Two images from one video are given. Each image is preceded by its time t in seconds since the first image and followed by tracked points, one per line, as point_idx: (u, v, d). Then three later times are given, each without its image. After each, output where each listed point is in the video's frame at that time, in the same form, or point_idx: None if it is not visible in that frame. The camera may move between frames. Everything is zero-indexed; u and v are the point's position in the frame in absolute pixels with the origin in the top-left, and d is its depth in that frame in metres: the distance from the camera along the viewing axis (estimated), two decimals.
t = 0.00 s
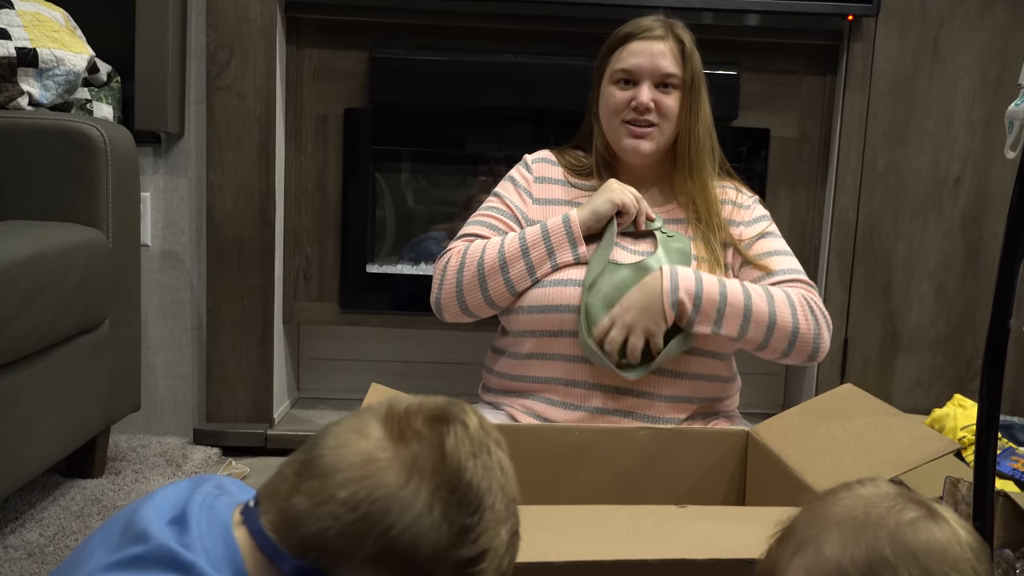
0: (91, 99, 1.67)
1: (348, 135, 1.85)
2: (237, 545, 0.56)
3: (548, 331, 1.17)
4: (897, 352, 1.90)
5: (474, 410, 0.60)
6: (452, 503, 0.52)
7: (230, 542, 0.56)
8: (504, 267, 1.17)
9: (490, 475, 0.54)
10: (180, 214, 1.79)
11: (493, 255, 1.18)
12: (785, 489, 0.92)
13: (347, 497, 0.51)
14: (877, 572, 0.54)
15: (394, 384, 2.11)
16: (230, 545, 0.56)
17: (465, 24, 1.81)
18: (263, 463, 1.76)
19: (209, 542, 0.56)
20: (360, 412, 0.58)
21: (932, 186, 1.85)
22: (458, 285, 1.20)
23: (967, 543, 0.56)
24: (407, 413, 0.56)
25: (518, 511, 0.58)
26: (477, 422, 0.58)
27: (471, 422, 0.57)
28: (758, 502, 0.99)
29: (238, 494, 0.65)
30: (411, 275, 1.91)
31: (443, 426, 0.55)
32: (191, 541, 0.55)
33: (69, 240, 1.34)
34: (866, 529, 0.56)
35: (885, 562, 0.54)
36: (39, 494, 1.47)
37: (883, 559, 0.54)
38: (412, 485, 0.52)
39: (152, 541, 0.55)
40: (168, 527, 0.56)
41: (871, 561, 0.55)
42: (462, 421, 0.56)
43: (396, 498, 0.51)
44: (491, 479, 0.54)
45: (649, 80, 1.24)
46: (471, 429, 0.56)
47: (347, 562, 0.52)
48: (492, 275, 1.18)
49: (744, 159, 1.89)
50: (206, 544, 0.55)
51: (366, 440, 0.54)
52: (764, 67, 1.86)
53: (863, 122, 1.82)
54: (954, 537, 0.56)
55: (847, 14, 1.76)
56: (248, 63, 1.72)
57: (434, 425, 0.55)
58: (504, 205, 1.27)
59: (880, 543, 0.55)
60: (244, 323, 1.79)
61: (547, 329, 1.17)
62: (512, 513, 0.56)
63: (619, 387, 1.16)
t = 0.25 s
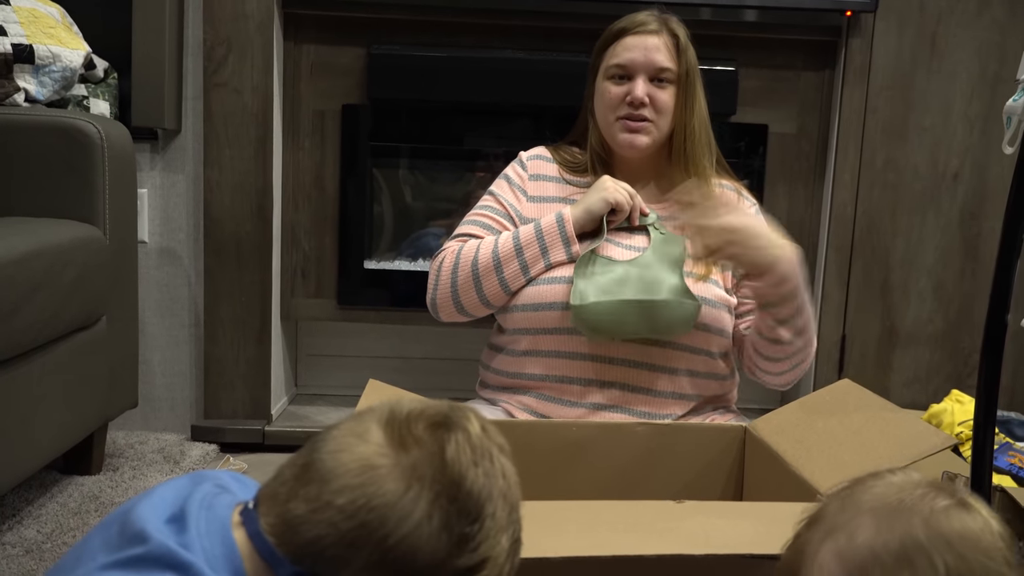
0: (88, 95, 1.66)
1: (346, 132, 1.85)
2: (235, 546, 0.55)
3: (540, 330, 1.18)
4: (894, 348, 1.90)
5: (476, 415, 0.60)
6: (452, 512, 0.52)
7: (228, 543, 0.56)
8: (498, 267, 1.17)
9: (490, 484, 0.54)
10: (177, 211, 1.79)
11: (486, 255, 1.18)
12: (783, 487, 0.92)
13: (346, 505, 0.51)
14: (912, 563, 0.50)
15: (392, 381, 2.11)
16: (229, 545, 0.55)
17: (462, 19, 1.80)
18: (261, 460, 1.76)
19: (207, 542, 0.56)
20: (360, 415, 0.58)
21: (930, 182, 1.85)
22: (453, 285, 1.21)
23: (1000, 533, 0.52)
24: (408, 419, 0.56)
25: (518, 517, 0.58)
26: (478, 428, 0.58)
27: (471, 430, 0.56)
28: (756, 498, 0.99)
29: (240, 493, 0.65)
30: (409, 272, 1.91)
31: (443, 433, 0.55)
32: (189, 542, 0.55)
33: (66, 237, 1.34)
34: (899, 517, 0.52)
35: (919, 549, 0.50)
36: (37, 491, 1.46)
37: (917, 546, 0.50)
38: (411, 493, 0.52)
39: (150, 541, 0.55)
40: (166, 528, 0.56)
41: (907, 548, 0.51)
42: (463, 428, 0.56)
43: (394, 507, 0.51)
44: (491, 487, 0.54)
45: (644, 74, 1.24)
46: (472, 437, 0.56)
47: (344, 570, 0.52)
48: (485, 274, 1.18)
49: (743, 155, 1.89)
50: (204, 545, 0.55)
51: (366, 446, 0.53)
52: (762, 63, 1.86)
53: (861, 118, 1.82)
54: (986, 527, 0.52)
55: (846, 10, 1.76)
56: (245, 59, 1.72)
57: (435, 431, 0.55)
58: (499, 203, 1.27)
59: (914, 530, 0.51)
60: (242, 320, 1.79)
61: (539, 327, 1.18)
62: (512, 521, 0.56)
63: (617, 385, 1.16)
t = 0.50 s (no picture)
0: (84, 91, 1.66)
1: (344, 128, 1.85)
2: (234, 545, 0.55)
3: (539, 331, 1.18)
4: (891, 345, 1.90)
5: (476, 417, 0.60)
6: (451, 513, 0.52)
7: (227, 541, 0.56)
8: (492, 269, 1.17)
9: (488, 485, 0.54)
10: (174, 207, 1.78)
11: (480, 257, 1.18)
12: (781, 486, 0.92)
13: (344, 505, 0.51)
14: (944, 543, 0.51)
15: (389, 378, 2.11)
16: (227, 544, 0.55)
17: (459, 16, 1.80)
18: (259, 457, 1.76)
19: (205, 540, 0.55)
20: (360, 416, 0.58)
21: (927, 178, 1.85)
22: (447, 287, 1.21)
23: None
24: (408, 420, 0.56)
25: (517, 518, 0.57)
26: (478, 430, 0.58)
27: (471, 432, 0.56)
28: (754, 494, 0.99)
29: (239, 491, 0.65)
30: (407, 269, 1.91)
31: (443, 433, 0.55)
32: (187, 539, 0.55)
33: (63, 234, 1.34)
34: (930, 500, 0.53)
35: (952, 529, 0.51)
36: (34, 488, 1.46)
37: (950, 527, 0.51)
38: (410, 493, 0.52)
39: (147, 539, 0.55)
40: (164, 525, 0.56)
41: (938, 530, 0.51)
42: (463, 428, 0.56)
43: (393, 507, 0.51)
44: (490, 488, 0.54)
45: (636, 69, 1.23)
46: (471, 439, 0.56)
47: (343, 570, 0.51)
48: (478, 275, 1.18)
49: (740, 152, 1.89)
50: (202, 543, 0.55)
51: (365, 446, 0.53)
52: (760, 60, 1.86)
53: (859, 114, 1.82)
54: (1017, 511, 0.52)
55: (843, 6, 1.76)
56: (242, 56, 1.71)
57: (434, 433, 0.55)
58: (493, 203, 1.27)
59: (947, 512, 0.51)
60: (239, 317, 1.79)
61: (538, 329, 1.18)
62: (511, 523, 0.56)
63: (614, 383, 1.16)
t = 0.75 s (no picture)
0: (82, 91, 1.66)
1: (342, 127, 1.84)
2: (233, 543, 0.55)
3: (544, 331, 1.18)
4: (890, 342, 1.90)
5: (475, 418, 0.60)
6: (450, 513, 0.52)
7: (226, 539, 0.56)
8: (496, 269, 1.17)
9: (487, 485, 0.54)
10: (172, 207, 1.78)
11: (484, 257, 1.17)
12: (780, 484, 0.92)
13: (343, 503, 0.51)
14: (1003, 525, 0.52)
15: (388, 376, 2.11)
16: (226, 542, 0.55)
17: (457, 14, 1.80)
18: (258, 456, 1.76)
19: (204, 538, 0.55)
20: (359, 416, 0.58)
21: (926, 176, 1.85)
22: (451, 288, 1.20)
23: None
24: (407, 419, 0.56)
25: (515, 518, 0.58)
26: (478, 431, 0.58)
27: (469, 432, 0.56)
28: (753, 493, 1.00)
29: (236, 489, 0.65)
30: (406, 267, 1.91)
31: (442, 434, 0.55)
32: (186, 537, 0.55)
33: (61, 233, 1.34)
34: (990, 482, 0.54)
35: (1011, 513, 0.52)
36: (33, 488, 1.46)
37: (1010, 511, 0.52)
38: (409, 492, 0.52)
39: (146, 536, 0.55)
40: (162, 523, 0.56)
41: (998, 513, 0.52)
42: (462, 430, 0.56)
43: (392, 506, 0.51)
44: (489, 487, 0.54)
45: (637, 68, 1.23)
46: (470, 439, 0.56)
47: (340, 569, 0.51)
48: (483, 275, 1.17)
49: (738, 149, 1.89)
50: (201, 540, 0.55)
51: (364, 445, 0.53)
52: (758, 58, 1.86)
53: (857, 112, 1.82)
54: None
55: (841, 3, 1.76)
56: (239, 55, 1.71)
57: (433, 433, 0.55)
58: (495, 202, 1.27)
59: (1009, 495, 0.53)
60: (238, 316, 1.79)
61: (544, 328, 1.17)
62: (509, 524, 0.56)
63: (617, 382, 1.16)
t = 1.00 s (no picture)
0: (79, 91, 1.66)
1: (340, 127, 1.84)
2: (231, 543, 0.55)
3: (537, 330, 1.18)
4: (888, 342, 1.90)
5: (471, 417, 0.61)
6: (446, 513, 0.52)
7: (223, 539, 0.56)
8: (490, 268, 1.17)
9: (484, 485, 0.54)
10: (170, 207, 1.78)
11: (479, 255, 1.18)
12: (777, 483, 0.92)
13: (340, 503, 0.51)
14: None
15: (387, 377, 2.11)
16: (224, 542, 0.55)
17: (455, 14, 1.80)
18: (256, 456, 1.76)
19: (202, 537, 0.55)
20: (356, 415, 0.58)
21: (923, 176, 1.85)
22: (445, 285, 1.20)
23: None
24: (404, 419, 0.56)
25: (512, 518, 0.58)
26: (473, 430, 0.58)
27: (466, 432, 0.56)
28: (750, 493, 1.00)
29: (233, 489, 0.65)
30: (404, 267, 1.91)
31: (439, 433, 0.55)
32: (183, 537, 0.55)
33: (59, 233, 1.34)
34: None
35: None
36: (31, 489, 1.46)
37: None
38: (405, 492, 0.52)
39: (144, 537, 0.55)
40: (160, 524, 0.56)
41: None
42: (458, 429, 0.56)
43: (388, 506, 0.51)
44: (485, 487, 0.54)
45: (637, 71, 1.23)
46: (466, 439, 0.56)
47: (337, 569, 0.52)
48: (476, 273, 1.18)
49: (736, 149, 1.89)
50: (199, 539, 0.55)
51: (361, 445, 0.54)
52: (757, 57, 1.86)
53: (855, 111, 1.82)
54: None
55: (838, 3, 1.76)
56: (237, 55, 1.71)
57: (430, 433, 0.55)
58: (493, 202, 1.27)
59: None
60: (236, 316, 1.79)
61: (536, 328, 1.18)
62: (505, 525, 0.56)
63: (612, 383, 1.16)
